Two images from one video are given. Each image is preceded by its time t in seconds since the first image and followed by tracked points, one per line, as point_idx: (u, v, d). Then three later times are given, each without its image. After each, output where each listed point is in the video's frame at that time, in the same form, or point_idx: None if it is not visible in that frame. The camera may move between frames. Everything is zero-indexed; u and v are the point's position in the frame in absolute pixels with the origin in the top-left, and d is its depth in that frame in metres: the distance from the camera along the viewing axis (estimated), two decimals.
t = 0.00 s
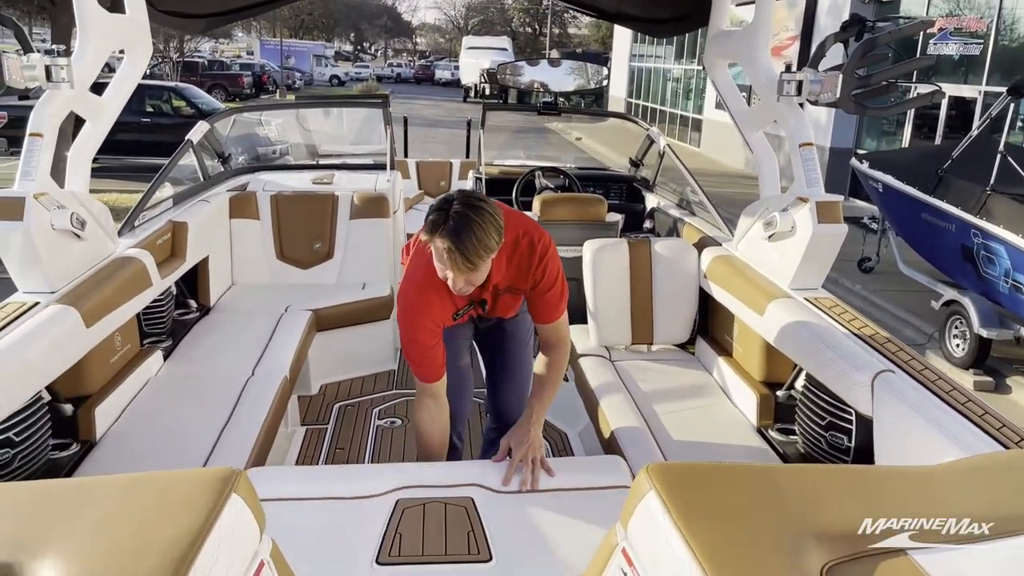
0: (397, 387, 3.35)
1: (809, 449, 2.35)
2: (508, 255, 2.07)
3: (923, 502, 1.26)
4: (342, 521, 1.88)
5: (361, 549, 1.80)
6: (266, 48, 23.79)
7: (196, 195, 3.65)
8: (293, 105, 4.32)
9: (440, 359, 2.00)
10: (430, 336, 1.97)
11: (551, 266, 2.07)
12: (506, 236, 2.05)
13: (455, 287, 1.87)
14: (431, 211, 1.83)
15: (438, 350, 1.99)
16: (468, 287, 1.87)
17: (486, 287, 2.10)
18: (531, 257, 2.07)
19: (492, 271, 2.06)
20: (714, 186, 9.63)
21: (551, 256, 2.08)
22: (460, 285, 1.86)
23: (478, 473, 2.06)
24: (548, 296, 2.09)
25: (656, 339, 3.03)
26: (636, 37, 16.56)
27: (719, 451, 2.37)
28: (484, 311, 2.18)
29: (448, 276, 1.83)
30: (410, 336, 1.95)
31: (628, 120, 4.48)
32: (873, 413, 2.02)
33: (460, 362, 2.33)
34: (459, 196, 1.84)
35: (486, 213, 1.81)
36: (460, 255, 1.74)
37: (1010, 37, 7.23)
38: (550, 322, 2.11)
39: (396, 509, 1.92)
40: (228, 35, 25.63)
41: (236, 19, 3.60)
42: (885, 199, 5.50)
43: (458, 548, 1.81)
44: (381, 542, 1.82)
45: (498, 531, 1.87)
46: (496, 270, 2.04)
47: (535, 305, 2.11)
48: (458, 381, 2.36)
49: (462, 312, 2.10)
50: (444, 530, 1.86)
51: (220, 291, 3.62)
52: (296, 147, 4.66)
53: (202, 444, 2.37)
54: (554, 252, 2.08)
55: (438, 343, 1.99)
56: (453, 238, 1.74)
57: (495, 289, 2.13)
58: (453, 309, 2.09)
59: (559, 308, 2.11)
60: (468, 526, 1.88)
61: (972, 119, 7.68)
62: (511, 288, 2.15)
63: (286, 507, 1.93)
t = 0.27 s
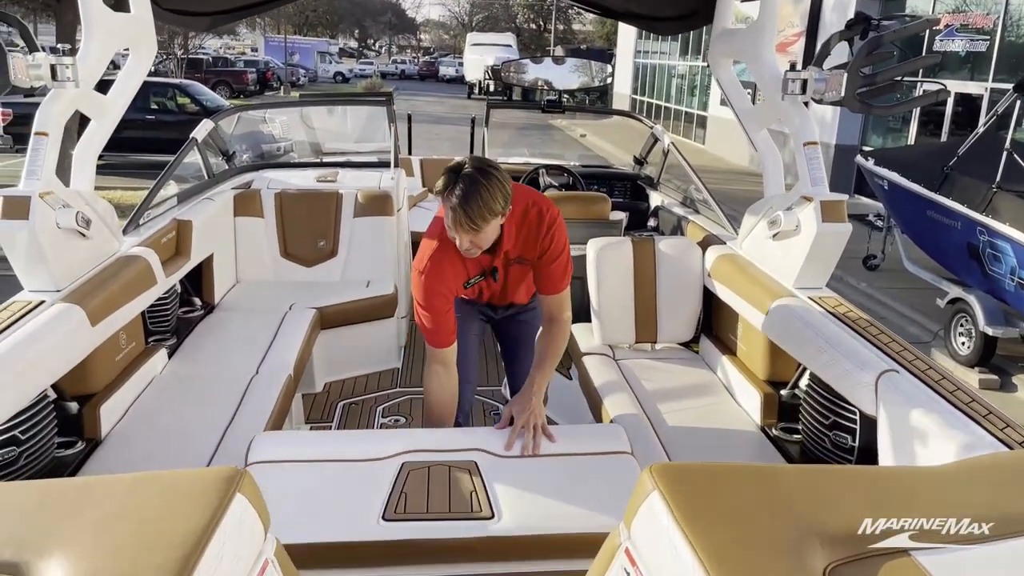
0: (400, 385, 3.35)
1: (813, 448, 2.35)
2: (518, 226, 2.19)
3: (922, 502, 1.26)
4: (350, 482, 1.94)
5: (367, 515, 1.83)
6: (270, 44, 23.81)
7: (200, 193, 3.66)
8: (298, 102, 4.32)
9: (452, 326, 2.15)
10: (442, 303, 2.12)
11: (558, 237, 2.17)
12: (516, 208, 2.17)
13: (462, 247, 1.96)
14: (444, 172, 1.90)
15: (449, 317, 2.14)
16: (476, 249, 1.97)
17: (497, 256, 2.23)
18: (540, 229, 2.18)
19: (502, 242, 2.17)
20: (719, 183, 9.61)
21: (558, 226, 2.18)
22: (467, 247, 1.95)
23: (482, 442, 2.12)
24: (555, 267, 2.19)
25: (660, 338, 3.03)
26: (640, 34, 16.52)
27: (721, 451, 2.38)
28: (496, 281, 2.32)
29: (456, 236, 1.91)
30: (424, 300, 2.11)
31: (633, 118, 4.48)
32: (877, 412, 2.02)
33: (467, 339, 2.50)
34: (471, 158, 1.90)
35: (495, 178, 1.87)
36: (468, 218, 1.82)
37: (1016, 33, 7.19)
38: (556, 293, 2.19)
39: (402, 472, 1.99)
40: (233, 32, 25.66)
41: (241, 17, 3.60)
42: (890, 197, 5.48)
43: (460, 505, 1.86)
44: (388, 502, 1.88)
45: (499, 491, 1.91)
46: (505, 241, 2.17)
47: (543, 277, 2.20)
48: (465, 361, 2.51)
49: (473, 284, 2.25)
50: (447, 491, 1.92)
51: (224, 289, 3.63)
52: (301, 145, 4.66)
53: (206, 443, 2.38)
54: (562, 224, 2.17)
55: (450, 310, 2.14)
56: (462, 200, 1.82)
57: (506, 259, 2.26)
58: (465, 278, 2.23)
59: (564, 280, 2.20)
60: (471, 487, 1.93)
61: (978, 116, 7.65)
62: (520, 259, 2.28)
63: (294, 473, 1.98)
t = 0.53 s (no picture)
0: (401, 383, 3.35)
1: (813, 446, 2.34)
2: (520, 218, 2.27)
3: (922, 502, 1.25)
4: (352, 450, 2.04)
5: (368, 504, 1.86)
6: (272, 40, 23.80)
7: (200, 191, 3.66)
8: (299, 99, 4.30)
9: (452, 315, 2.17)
10: (445, 293, 2.13)
11: (559, 229, 2.27)
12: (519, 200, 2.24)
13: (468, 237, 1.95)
14: (453, 162, 1.89)
15: (450, 307, 2.15)
16: (483, 241, 1.98)
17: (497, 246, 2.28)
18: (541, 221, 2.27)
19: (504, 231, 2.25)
20: (721, 179, 9.59)
21: (560, 220, 2.29)
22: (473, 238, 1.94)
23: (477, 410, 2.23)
24: (555, 258, 2.30)
25: (661, 336, 3.03)
26: (642, 30, 16.48)
27: (721, 449, 2.38)
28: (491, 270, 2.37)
29: (463, 227, 1.90)
30: (426, 289, 2.11)
31: (634, 115, 4.47)
32: (878, 410, 2.01)
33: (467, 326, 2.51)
34: (480, 149, 1.90)
35: (505, 169, 1.88)
36: (480, 207, 1.82)
37: (1019, 29, 7.16)
38: (556, 280, 2.33)
39: (402, 439, 2.09)
40: (235, 28, 25.64)
41: (241, 14, 3.60)
42: (892, 193, 5.46)
43: (457, 468, 1.98)
44: (390, 466, 1.99)
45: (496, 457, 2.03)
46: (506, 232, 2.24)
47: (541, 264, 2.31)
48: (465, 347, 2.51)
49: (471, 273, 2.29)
50: (446, 456, 2.03)
51: (224, 286, 3.63)
52: (302, 142, 4.66)
53: (205, 441, 2.38)
54: (564, 217, 2.28)
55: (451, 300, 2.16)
56: (473, 190, 1.82)
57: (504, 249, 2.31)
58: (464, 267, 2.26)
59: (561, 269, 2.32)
60: (468, 452, 2.05)
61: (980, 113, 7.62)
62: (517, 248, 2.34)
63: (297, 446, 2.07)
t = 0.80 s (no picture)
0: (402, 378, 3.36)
1: (813, 440, 2.35)
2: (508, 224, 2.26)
3: (922, 501, 1.24)
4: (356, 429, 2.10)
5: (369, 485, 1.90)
6: (272, 38, 23.78)
7: (200, 187, 3.66)
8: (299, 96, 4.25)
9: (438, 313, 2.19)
10: (431, 293, 2.14)
11: (552, 236, 2.30)
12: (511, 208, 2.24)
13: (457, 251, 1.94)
14: (440, 180, 1.88)
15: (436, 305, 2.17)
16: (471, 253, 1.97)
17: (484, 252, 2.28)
18: (533, 228, 2.28)
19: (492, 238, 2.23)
20: (721, 176, 9.59)
21: (551, 228, 2.31)
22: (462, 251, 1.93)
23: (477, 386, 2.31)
24: (547, 262, 2.34)
25: (661, 330, 3.03)
26: (642, 26, 16.47)
27: (721, 443, 2.38)
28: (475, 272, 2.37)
29: (452, 242, 1.90)
30: (413, 287, 2.12)
31: (634, 111, 4.47)
32: (879, 405, 2.01)
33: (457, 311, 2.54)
34: (468, 167, 1.89)
35: (493, 185, 1.88)
36: (469, 223, 1.81)
37: (1019, 25, 7.15)
38: (550, 278, 2.39)
39: (405, 419, 2.18)
40: (235, 26, 25.63)
41: (240, 10, 3.59)
42: (892, 189, 5.45)
43: (456, 445, 2.06)
44: (392, 443, 2.08)
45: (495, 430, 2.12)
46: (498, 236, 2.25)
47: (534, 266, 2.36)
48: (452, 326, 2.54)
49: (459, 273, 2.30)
50: (446, 434, 2.11)
51: (225, 282, 3.63)
52: (302, 137, 4.66)
53: (205, 435, 2.38)
54: (555, 225, 2.29)
55: (437, 299, 2.17)
56: (466, 206, 1.80)
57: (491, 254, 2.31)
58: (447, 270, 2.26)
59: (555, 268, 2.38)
60: (468, 430, 2.13)
61: (981, 108, 7.62)
62: (506, 251, 2.35)
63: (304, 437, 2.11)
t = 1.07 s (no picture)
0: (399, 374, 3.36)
1: (809, 435, 2.35)
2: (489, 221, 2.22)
3: (922, 500, 1.23)
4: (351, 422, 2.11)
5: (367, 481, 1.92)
6: (268, 33, 23.72)
7: (195, 183, 3.65)
8: (294, 91, 4.25)
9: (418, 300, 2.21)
10: (409, 280, 2.16)
11: (535, 233, 2.26)
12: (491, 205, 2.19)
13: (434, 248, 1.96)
14: (412, 179, 1.88)
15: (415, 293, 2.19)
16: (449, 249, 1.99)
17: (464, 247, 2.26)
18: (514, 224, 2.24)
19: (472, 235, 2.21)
20: (718, 171, 9.59)
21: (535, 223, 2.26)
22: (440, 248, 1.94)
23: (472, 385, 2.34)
24: (532, 260, 2.31)
25: (658, 326, 3.02)
26: (639, 21, 16.45)
27: (718, 439, 2.38)
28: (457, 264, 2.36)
29: (429, 239, 1.90)
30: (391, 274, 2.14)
31: (631, 106, 4.47)
32: (876, 400, 2.01)
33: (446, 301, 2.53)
34: (439, 165, 1.87)
35: (467, 182, 1.86)
36: (441, 223, 1.81)
37: (1015, 20, 7.15)
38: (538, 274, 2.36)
39: (401, 418, 2.18)
40: (231, 22, 25.56)
41: (235, 5, 3.58)
42: (889, 184, 5.45)
43: (453, 440, 2.07)
44: (388, 438, 2.09)
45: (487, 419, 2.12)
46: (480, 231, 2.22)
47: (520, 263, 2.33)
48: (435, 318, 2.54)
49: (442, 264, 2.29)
50: (443, 430, 2.12)
51: (221, 279, 3.63)
52: (297, 133, 4.62)
53: (201, 432, 2.38)
54: (537, 224, 2.24)
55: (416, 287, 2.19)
56: (438, 207, 1.80)
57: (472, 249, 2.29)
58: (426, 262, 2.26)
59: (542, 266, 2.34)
60: (464, 426, 2.14)
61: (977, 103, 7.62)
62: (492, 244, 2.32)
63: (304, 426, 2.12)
